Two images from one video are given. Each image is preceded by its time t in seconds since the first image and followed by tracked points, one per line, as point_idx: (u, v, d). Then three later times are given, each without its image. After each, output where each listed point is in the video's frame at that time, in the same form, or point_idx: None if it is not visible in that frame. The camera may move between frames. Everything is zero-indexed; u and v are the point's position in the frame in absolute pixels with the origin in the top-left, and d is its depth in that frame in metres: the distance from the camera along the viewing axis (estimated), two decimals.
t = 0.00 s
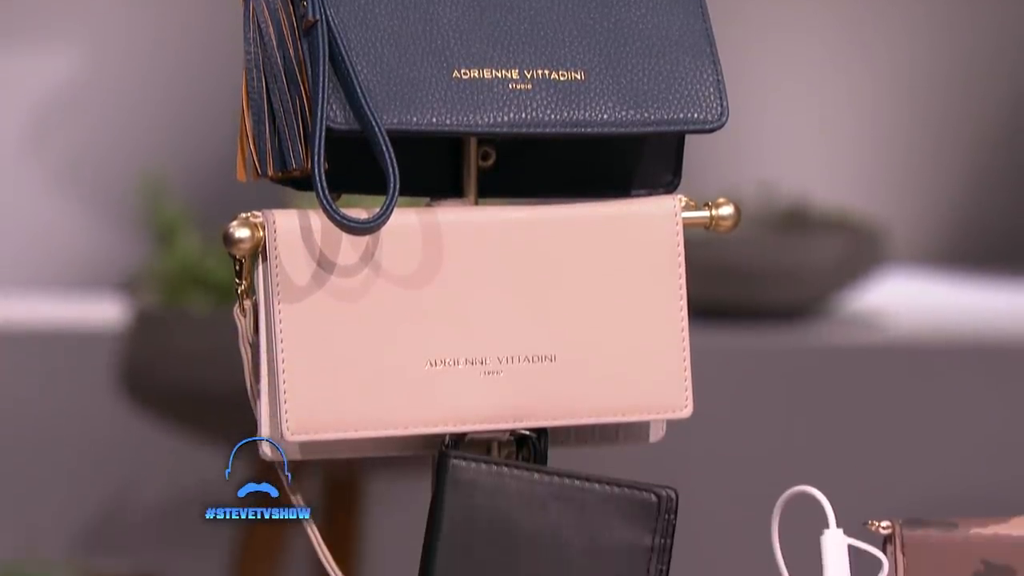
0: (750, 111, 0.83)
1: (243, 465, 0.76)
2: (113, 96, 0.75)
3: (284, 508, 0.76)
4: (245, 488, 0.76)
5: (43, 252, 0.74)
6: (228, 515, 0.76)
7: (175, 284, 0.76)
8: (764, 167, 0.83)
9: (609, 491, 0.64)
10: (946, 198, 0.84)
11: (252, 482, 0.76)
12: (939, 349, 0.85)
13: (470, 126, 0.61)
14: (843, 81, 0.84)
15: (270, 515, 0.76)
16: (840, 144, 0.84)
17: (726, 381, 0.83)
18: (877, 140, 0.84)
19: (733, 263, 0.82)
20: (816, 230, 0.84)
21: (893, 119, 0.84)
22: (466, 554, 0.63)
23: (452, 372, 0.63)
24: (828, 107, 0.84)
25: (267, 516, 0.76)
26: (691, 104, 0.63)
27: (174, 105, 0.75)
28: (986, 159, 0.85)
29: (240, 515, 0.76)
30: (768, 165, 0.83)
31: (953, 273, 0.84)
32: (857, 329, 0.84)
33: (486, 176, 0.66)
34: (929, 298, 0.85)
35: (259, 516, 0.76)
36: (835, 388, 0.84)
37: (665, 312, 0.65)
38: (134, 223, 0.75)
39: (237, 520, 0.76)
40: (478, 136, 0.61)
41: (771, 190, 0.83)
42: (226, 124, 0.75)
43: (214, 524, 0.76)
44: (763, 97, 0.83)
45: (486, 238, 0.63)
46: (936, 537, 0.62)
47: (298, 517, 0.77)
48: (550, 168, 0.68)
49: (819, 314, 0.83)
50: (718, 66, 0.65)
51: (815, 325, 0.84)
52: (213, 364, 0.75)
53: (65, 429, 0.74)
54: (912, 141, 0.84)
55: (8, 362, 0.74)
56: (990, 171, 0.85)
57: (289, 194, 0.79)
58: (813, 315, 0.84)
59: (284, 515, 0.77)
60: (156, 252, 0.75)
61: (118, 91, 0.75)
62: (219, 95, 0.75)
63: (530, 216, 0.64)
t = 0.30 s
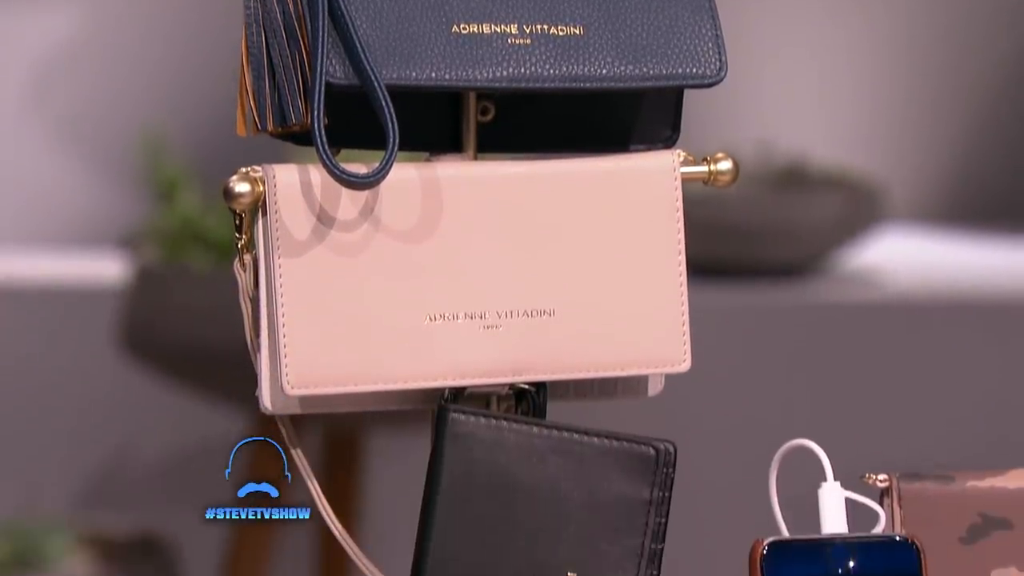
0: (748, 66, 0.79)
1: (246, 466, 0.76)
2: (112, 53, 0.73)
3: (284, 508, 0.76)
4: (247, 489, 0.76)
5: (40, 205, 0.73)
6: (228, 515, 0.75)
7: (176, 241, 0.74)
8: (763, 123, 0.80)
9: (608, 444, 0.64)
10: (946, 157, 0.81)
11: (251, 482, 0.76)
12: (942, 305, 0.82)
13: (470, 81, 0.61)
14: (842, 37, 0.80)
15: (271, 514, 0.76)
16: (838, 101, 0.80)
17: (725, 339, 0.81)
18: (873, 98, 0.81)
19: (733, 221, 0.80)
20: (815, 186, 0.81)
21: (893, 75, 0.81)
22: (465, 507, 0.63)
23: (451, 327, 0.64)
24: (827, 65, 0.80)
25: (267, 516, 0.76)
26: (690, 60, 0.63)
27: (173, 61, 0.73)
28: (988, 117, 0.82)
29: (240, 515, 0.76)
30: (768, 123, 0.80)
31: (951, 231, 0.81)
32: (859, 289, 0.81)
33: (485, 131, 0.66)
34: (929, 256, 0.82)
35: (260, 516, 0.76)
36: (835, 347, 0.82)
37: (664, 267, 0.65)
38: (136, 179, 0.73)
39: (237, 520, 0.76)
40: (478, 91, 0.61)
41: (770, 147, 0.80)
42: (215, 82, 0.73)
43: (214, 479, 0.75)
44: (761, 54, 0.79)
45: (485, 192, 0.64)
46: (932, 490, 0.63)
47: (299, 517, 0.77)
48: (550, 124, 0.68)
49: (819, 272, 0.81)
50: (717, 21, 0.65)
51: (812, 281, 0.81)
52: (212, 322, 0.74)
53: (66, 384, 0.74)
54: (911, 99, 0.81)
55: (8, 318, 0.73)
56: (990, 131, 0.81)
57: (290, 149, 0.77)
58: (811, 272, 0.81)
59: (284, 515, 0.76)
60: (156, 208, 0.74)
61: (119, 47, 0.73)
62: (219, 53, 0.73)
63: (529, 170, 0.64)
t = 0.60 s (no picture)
0: (747, 23, 0.79)
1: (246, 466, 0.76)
2: (113, 9, 0.73)
3: (284, 508, 0.76)
4: (247, 489, 0.76)
5: (41, 160, 0.73)
6: (229, 515, 0.76)
7: (177, 196, 0.74)
8: (762, 80, 0.80)
9: (608, 397, 0.64)
10: (943, 114, 0.81)
11: (251, 482, 0.76)
12: (941, 262, 0.82)
13: (469, 35, 0.61)
14: None
15: (271, 514, 0.76)
16: (836, 58, 0.80)
17: (724, 295, 0.81)
18: (872, 56, 0.81)
19: (734, 177, 0.80)
20: (813, 143, 0.81)
21: (890, 33, 0.81)
22: (465, 460, 0.63)
23: (451, 280, 0.64)
24: (827, 27, 0.80)
25: (267, 516, 0.77)
26: (690, 14, 0.64)
27: (172, 17, 0.73)
28: (985, 75, 0.82)
29: (241, 514, 0.76)
30: (767, 81, 0.80)
31: (949, 187, 0.82)
32: (859, 246, 0.82)
33: (485, 86, 0.67)
34: (927, 213, 0.82)
35: (260, 515, 0.76)
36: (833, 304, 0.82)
37: (664, 221, 0.65)
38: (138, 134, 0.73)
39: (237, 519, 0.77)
40: (478, 46, 0.61)
41: (769, 104, 0.80)
42: (215, 37, 0.73)
43: (215, 435, 0.76)
44: (760, 12, 0.79)
45: (485, 145, 0.64)
46: (929, 442, 0.64)
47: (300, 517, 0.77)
48: (550, 78, 0.69)
49: (818, 228, 0.81)
50: None
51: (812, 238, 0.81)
52: (212, 277, 0.75)
53: (66, 339, 0.74)
54: (909, 56, 0.81)
55: (8, 274, 0.73)
56: (987, 89, 0.82)
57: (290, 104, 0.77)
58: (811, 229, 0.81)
59: (285, 515, 0.77)
60: (157, 163, 0.74)
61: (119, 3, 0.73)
62: (219, 7, 0.73)
63: (528, 124, 0.64)
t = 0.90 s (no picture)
0: None
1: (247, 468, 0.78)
2: None
3: (284, 509, 0.78)
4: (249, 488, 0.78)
5: (39, 117, 0.73)
6: (229, 515, 0.78)
7: (178, 151, 0.74)
8: (764, 36, 0.79)
9: (608, 348, 0.65)
10: (941, 70, 0.82)
11: (251, 482, 0.78)
12: (937, 219, 0.83)
13: None
14: None
15: (271, 514, 0.78)
16: (836, 14, 0.80)
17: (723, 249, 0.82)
18: (872, 11, 0.80)
19: (735, 133, 0.80)
20: (814, 100, 0.80)
21: None
22: (465, 411, 0.63)
23: (451, 233, 0.64)
24: None
25: (267, 516, 0.79)
26: None
27: None
28: (983, 31, 0.82)
29: (241, 514, 0.78)
30: (768, 37, 0.79)
31: (947, 144, 0.82)
32: (858, 202, 0.82)
33: (485, 39, 0.67)
34: (926, 170, 0.82)
35: (260, 515, 0.78)
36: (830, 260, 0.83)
37: (663, 173, 0.66)
38: (138, 89, 0.74)
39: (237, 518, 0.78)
40: None
41: (770, 61, 0.79)
42: None
43: (216, 389, 0.77)
44: None
45: (485, 98, 0.64)
46: (927, 394, 0.64)
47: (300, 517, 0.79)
48: (550, 31, 0.69)
49: (816, 184, 0.81)
50: None
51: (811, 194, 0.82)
52: (211, 231, 0.75)
53: (66, 295, 0.75)
54: (910, 12, 0.81)
55: (7, 230, 0.74)
56: (986, 45, 0.82)
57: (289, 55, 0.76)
58: (810, 184, 0.81)
59: (285, 515, 0.79)
60: (158, 118, 0.74)
61: None
62: None
63: (528, 78, 0.64)
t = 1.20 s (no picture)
0: None
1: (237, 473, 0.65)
2: None
3: (284, 508, 0.80)
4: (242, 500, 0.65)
5: (38, 76, 0.73)
6: (229, 515, 0.79)
7: (180, 107, 0.75)
8: None
9: (608, 301, 0.64)
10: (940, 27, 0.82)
11: (251, 482, 0.80)
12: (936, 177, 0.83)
13: None
14: None
15: (271, 514, 0.80)
16: None
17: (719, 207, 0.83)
18: None
19: (734, 88, 0.80)
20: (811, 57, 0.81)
21: None
22: (465, 363, 0.63)
23: (451, 186, 0.64)
24: None
25: (267, 516, 0.80)
26: None
27: None
28: None
29: (241, 514, 0.80)
30: None
31: (946, 100, 0.82)
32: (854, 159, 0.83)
33: None
34: (922, 126, 0.83)
35: (260, 515, 0.80)
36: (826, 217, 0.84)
37: (662, 127, 0.66)
38: (139, 46, 0.74)
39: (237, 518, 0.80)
40: None
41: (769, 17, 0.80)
42: None
43: (218, 344, 0.78)
44: None
45: (485, 52, 0.64)
46: (923, 345, 0.65)
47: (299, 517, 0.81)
48: None
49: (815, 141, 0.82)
50: None
51: (809, 151, 0.82)
52: (212, 189, 0.76)
53: (67, 252, 0.75)
54: None
55: (8, 186, 0.74)
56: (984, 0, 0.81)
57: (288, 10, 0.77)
58: (807, 140, 0.82)
59: (284, 515, 0.80)
60: (159, 75, 0.74)
61: None
62: None
63: (528, 32, 0.65)
